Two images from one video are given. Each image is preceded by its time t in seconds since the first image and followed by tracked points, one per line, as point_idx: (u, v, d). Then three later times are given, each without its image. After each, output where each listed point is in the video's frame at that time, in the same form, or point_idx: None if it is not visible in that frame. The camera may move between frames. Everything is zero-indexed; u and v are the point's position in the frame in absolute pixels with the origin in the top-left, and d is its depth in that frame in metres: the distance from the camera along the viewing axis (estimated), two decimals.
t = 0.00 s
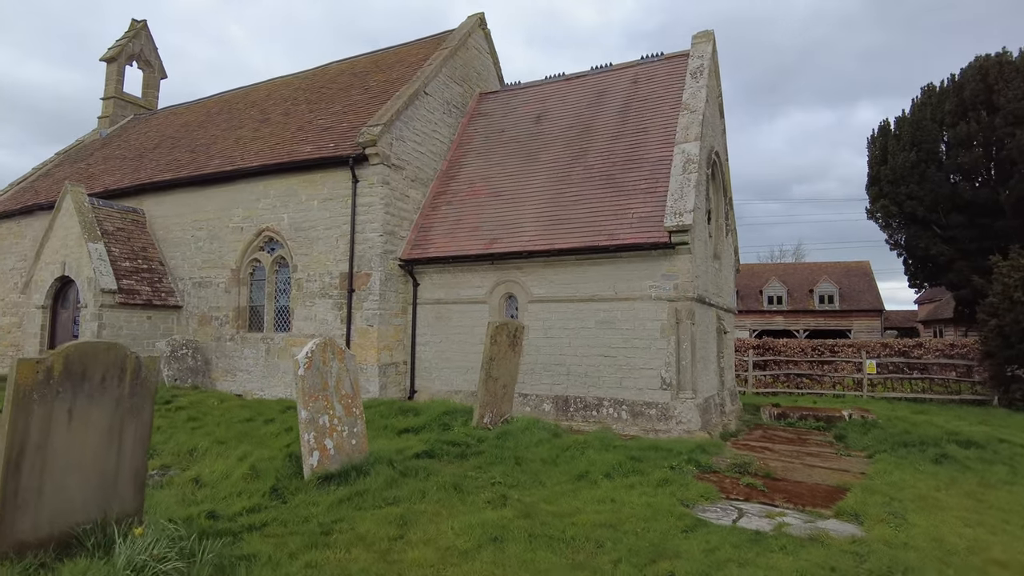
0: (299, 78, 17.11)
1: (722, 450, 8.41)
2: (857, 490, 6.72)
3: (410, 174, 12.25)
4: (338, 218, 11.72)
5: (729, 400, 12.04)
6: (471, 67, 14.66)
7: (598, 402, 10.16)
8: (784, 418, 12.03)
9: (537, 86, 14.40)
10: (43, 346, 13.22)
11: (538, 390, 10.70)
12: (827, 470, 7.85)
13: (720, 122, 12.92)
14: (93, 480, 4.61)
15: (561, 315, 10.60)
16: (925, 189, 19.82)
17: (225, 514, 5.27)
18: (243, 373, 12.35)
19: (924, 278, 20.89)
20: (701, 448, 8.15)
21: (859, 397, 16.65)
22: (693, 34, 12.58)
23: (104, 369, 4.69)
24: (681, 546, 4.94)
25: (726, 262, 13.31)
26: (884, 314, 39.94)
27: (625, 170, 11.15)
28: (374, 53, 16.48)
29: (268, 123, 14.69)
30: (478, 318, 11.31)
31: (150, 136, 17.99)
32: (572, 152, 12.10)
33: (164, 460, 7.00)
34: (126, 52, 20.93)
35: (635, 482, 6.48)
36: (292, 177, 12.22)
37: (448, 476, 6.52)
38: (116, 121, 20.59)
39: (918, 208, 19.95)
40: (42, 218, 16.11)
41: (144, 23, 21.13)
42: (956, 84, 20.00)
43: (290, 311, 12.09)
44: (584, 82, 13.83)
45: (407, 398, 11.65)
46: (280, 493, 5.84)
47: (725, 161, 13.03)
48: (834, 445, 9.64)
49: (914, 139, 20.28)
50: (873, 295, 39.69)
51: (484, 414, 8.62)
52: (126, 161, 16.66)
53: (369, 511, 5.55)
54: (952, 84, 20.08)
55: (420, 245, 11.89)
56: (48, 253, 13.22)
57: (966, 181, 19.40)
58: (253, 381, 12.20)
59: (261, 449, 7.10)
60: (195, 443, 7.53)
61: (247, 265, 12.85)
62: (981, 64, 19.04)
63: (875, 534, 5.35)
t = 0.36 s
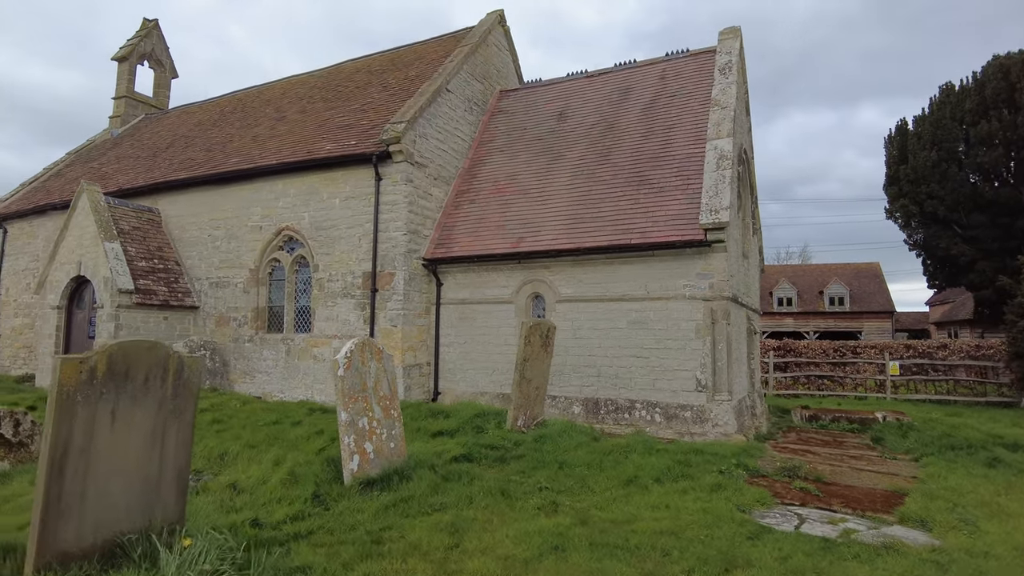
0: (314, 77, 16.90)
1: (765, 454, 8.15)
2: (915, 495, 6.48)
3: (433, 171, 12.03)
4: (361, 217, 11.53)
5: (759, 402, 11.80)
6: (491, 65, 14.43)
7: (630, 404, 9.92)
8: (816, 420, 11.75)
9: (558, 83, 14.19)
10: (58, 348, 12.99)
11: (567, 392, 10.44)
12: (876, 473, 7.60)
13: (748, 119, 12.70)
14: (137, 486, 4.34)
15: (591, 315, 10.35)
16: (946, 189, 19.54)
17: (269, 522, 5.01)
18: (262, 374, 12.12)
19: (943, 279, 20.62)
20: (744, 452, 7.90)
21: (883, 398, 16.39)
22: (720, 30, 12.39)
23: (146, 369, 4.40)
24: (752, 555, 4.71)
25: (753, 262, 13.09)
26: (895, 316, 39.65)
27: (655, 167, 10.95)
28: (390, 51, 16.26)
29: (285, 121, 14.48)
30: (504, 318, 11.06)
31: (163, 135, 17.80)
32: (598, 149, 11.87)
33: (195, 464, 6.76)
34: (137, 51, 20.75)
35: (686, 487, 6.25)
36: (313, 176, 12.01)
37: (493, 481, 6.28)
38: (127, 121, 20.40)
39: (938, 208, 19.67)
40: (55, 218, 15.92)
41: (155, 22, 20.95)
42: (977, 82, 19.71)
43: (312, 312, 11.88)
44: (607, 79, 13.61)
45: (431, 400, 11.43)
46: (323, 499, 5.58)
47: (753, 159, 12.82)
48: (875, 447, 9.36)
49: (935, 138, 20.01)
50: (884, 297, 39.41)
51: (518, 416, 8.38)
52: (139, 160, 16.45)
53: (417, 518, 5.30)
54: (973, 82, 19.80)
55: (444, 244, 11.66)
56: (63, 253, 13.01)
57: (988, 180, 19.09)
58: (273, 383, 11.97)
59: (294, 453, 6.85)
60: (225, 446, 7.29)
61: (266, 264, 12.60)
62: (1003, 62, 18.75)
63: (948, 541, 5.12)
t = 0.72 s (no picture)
0: (327, 75, 16.65)
1: (804, 461, 7.89)
2: (972, 506, 6.22)
3: (453, 171, 11.78)
4: (381, 217, 11.32)
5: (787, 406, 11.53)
6: (510, 62, 14.17)
7: (660, 409, 9.72)
8: (846, 423, 11.46)
9: (578, 81, 13.95)
10: (71, 351, 12.77)
11: (594, 396, 10.21)
12: (923, 482, 7.33)
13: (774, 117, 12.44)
14: (175, 503, 4.09)
15: (618, 318, 10.11)
16: (967, 188, 19.24)
17: (310, 538, 4.75)
18: (279, 378, 11.89)
19: (963, 279, 20.36)
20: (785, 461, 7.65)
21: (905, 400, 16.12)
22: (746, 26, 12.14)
23: (183, 378, 4.14)
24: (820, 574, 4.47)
25: (778, 263, 12.85)
26: (905, 316, 39.33)
27: (682, 166, 10.72)
28: (404, 49, 16.01)
29: (300, 120, 14.23)
30: (528, 321, 10.79)
31: (174, 135, 17.57)
32: (623, 147, 11.63)
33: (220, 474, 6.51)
34: (146, 50, 20.53)
35: (735, 499, 6.01)
36: (331, 175, 11.78)
37: (535, 492, 6.04)
38: (136, 120, 20.18)
39: (959, 208, 19.40)
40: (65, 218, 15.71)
41: (164, 21, 20.72)
42: (998, 79, 19.32)
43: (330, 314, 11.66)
44: (629, 76, 13.37)
45: (452, 405, 11.18)
46: (362, 512, 5.32)
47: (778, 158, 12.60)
48: (914, 454, 9.06)
49: (955, 137, 19.67)
50: (894, 297, 39.10)
51: (549, 423, 8.13)
52: (150, 160, 16.23)
53: (463, 533, 5.05)
54: (994, 80, 19.43)
55: (465, 245, 11.41)
56: (75, 254, 12.81)
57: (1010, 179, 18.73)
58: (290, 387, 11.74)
59: (324, 463, 6.59)
60: (252, 455, 7.06)
61: (283, 266, 12.35)
62: None
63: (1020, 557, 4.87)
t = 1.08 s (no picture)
0: (338, 70, 16.36)
1: (847, 464, 7.59)
2: None
3: (472, 166, 11.50)
4: (399, 214, 11.06)
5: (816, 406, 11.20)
6: (527, 55, 13.88)
7: (691, 410, 9.51)
8: (877, 423, 11.12)
9: (597, 74, 13.66)
10: (81, 351, 12.52)
11: (621, 397, 9.98)
12: (975, 486, 7.02)
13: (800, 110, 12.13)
14: (211, 515, 3.80)
15: (646, 316, 9.86)
16: (989, 183, 18.93)
17: (351, 551, 4.47)
18: (295, 379, 11.64)
19: (983, 275, 20.13)
20: (827, 463, 7.36)
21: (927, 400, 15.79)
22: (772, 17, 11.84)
23: (219, 381, 3.84)
24: None
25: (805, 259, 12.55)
26: (916, 314, 38.99)
27: (710, 160, 10.46)
28: (418, 43, 15.72)
29: (312, 114, 13.95)
30: (552, 319, 10.51)
31: (182, 131, 17.30)
32: (647, 141, 11.35)
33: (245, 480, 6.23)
34: (153, 46, 20.25)
35: (787, 506, 5.73)
36: (347, 171, 11.51)
37: (577, 498, 5.77)
38: (143, 117, 19.92)
39: (980, 204, 19.11)
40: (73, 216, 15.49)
41: (171, 16, 20.44)
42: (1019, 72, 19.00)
43: (347, 313, 11.41)
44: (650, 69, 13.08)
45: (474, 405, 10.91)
46: (402, 522, 5.05)
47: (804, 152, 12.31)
48: (955, 456, 8.74)
49: (976, 131, 19.30)
50: (905, 295, 38.75)
51: (581, 425, 7.83)
52: (159, 156, 15.96)
53: (510, 544, 4.77)
54: (1014, 72, 19.10)
55: (486, 241, 11.12)
56: (85, 252, 12.56)
57: None
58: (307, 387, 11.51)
59: (353, 468, 6.32)
60: (275, 458, 6.80)
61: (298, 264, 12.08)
62: None
63: None
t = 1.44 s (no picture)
0: (356, 68, 16.17)
1: (899, 470, 7.37)
2: None
3: (499, 164, 11.29)
4: (427, 213, 10.88)
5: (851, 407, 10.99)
6: (550, 52, 13.67)
7: (730, 413, 9.38)
8: (914, 426, 10.84)
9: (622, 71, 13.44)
10: (101, 352, 12.33)
11: (657, 400, 9.86)
12: None
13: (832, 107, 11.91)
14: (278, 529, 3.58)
15: (683, 318, 9.72)
16: (1014, 182, 18.66)
17: (416, 565, 4.28)
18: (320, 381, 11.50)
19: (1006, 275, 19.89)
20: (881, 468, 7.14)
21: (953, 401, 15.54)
22: (805, 12, 11.62)
23: (287, 388, 3.61)
24: None
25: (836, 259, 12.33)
26: (928, 315, 38.72)
27: (746, 157, 10.26)
28: (437, 40, 15.51)
29: (333, 112, 13.76)
30: (583, 321, 10.29)
31: (198, 130, 17.12)
32: (678, 139, 11.15)
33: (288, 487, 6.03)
34: (166, 44, 20.08)
35: (853, 514, 5.52)
36: (372, 169, 11.34)
37: (635, 507, 5.59)
38: (157, 116, 19.75)
39: (1005, 203, 18.87)
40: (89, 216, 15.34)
41: (184, 14, 20.25)
42: None
43: (373, 313, 11.25)
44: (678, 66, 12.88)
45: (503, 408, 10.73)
46: (461, 532, 4.85)
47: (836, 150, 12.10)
48: (1004, 461, 8.49)
49: (1000, 129, 19.04)
50: (917, 295, 38.47)
51: (623, 429, 7.62)
52: (176, 155, 15.78)
53: (577, 556, 4.57)
54: None
55: (514, 241, 10.90)
56: (105, 251, 12.38)
57: None
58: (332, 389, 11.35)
59: (399, 475, 6.12)
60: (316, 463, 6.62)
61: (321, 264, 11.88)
62: None
63: None
